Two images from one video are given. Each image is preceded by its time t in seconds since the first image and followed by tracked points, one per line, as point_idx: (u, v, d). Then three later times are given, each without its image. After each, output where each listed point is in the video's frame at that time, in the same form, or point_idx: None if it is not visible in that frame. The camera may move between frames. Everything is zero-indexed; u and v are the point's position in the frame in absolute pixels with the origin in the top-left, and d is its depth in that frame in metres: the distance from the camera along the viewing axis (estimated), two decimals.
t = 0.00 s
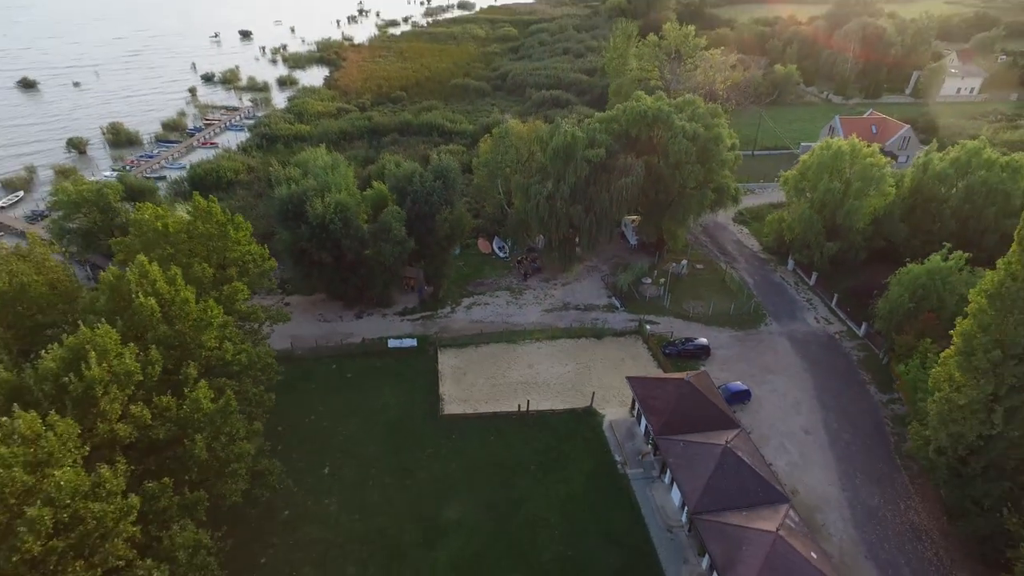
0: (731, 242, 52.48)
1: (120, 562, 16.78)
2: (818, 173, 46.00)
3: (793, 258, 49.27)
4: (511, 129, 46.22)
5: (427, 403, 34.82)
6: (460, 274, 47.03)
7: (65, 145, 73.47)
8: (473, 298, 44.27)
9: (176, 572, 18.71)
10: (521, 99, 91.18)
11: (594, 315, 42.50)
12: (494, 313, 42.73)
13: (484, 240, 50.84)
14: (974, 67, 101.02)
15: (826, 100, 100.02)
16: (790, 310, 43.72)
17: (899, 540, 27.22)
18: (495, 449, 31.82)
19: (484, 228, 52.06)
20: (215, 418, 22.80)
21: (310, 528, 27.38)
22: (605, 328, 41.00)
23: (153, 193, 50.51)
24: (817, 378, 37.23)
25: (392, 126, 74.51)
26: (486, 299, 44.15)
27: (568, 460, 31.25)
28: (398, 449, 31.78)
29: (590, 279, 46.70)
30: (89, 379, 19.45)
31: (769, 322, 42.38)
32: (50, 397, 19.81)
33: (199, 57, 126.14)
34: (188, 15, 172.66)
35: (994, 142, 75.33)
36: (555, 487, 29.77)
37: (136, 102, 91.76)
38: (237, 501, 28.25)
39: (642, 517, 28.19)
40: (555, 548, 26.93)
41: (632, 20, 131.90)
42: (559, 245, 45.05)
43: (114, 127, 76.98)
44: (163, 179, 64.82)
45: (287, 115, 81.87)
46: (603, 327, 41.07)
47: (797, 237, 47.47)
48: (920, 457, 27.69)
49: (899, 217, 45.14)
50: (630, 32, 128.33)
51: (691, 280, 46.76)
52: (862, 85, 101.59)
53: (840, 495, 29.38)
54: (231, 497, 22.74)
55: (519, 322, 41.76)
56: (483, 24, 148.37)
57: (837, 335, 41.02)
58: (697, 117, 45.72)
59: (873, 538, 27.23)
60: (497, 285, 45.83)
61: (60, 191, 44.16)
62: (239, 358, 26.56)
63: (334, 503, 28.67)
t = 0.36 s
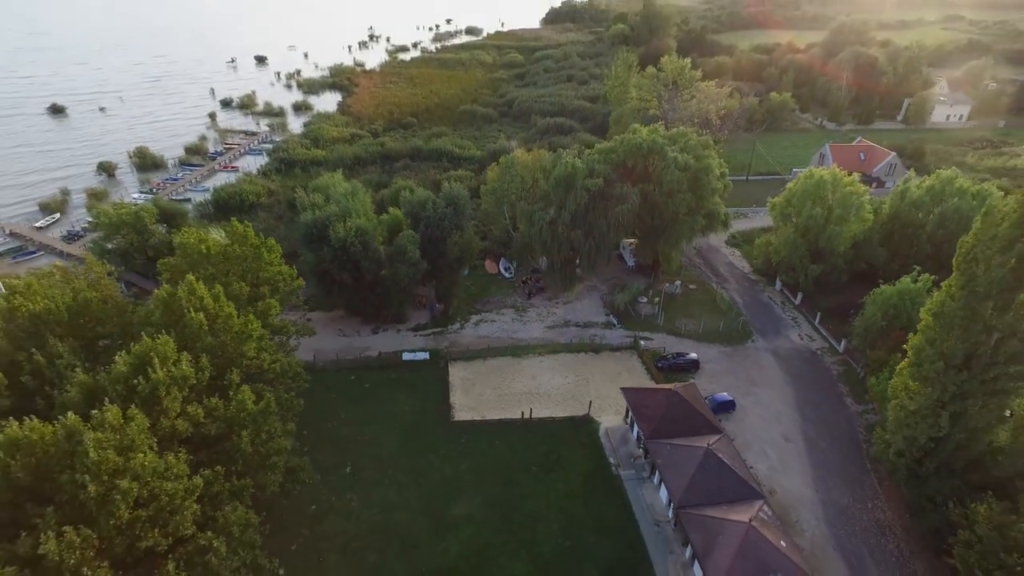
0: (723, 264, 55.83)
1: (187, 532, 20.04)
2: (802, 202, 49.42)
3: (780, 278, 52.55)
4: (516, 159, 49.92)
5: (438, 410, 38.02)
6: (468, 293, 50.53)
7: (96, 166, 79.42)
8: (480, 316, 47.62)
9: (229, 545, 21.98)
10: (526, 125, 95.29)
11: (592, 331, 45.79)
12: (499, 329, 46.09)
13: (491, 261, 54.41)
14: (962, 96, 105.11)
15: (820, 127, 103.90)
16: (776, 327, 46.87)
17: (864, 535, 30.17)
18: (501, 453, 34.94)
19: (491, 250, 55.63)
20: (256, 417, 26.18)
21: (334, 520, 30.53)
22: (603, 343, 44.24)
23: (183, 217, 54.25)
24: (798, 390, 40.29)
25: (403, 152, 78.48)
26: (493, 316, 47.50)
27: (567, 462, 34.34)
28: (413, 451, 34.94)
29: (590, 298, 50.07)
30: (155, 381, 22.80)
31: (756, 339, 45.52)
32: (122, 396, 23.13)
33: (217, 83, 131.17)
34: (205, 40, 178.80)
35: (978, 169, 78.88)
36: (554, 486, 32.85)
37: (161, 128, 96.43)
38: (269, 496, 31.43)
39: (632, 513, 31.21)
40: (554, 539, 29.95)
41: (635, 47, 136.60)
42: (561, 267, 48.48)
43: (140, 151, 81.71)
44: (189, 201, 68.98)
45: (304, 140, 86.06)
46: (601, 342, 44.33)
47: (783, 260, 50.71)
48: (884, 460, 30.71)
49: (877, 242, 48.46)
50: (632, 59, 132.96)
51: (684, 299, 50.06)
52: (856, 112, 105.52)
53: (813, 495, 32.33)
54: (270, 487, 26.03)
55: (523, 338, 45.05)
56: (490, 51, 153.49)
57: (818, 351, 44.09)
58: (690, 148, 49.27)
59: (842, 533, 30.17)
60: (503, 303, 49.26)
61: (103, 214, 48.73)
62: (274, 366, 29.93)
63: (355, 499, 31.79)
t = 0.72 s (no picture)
0: (716, 284, 59.17)
1: (237, 515, 23.56)
2: (788, 225, 52.83)
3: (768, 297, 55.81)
4: (521, 186, 53.58)
5: (448, 418, 41.28)
6: (476, 310, 53.95)
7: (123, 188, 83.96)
8: (487, 331, 51.00)
9: (269, 528, 25.24)
10: (531, 148, 99.27)
11: (592, 346, 49.08)
12: (505, 344, 49.45)
13: (497, 280, 57.89)
14: (953, 121, 108.86)
15: (815, 150, 107.61)
16: (764, 343, 50.06)
17: (836, 532, 33.17)
18: (506, 457, 38.12)
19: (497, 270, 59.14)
20: (289, 419, 29.55)
21: (355, 515, 33.74)
22: (602, 357, 47.52)
23: (210, 238, 57.87)
24: (782, 401, 43.40)
25: (414, 175, 82.41)
26: (499, 332, 50.88)
27: (566, 465, 37.50)
28: (425, 455, 38.18)
29: (590, 315, 53.41)
30: (206, 386, 26.19)
31: (744, 354, 48.71)
32: (176, 398, 26.55)
33: (233, 106, 136.05)
34: (221, 63, 184.79)
35: (965, 193, 82.27)
36: (554, 486, 36.02)
37: (182, 151, 100.81)
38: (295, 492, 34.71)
39: (626, 511, 34.33)
40: (553, 533, 33.08)
41: (637, 72, 141.01)
42: (563, 286, 51.92)
43: (164, 173, 86.10)
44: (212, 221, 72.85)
45: (319, 163, 90.13)
46: (599, 356, 47.61)
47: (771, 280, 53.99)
48: (854, 463, 33.79)
49: (860, 264, 51.81)
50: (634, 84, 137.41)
51: (678, 316, 53.35)
52: (850, 136, 109.23)
53: (792, 496, 35.36)
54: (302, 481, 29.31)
55: (527, 352, 48.37)
56: (497, 74, 158.30)
57: (802, 365, 47.23)
58: (683, 176, 52.84)
59: (816, 530, 33.20)
60: (509, 320, 52.68)
61: (139, 235, 52.96)
62: (302, 374, 33.32)
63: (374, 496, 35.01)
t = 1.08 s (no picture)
0: (710, 303, 62.55)
1: (275, 505, 27.06)
2: (778, 247, 56.12)
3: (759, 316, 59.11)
4: (526, 211, 57.32)
5: (458, 426, 44.54)
6: (484, 327, 57.43)
7: (148, 209, 88.36)
8: (494, 347, 54.44)
9: (302, 517, 28.54)
10: (537, 172, 103.34)
11: (592, 361, 52.41)
12: (511, 358, 52.88)
13: (503, 299, 61.41)
14: (944, 146, 112.58)
15: (811, 173, 111.27)
16: (753, 359, 53.29)
17: (814, 531, 36.21)
18: (512, 462, 41.32)
19: (504, 289, 62.67)
20: (317, 424, 32.99)
21: (374, 512, 36.99)
22: (601, 371, 50.84)
23: (234, 258, 61.65)
24: (769, 413, 46.55)
25: (424, 197, 86.39)
26: (505, 348, 54.31)
27: (566, 470, 40.70)
28: (437, 459, 41.45)
29: (590, 332, 56.82)
30: (245, 394, 29.53)
31: (735, 369, 51.94)
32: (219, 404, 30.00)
33: (249, 128, 140.98)
34: (235, 86, 190.66)
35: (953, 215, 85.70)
36: (556, 489, 39.19)
37: (201, 174, 105.22)
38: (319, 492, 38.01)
39: (620, 511, 37.47)
40: (554, 530, 36.21)
41: (640, 96, 145.50)
42: (565, 304, 55.37)
43: (186, 195, 90.38)
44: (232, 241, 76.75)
45: (333, 185, 94.27)
46: (599, 371, 50.93)
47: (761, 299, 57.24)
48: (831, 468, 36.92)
49: (845, 285, 55.19)
50: (636, 107, 141.84)
51: (674, 333, 56.69)
52: (845, 160, 112.99)
53: (774, 499, 38.44)
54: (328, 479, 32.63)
55: (531, 366, 51.75)
56: (503, 98, 163.11)
57: (789, 380, 50.41)
58: (678, 203, 56.47)
59: (795, 530, 36.20)
60: (514, 336, 56.15)
61: (169, 255, 56.91)
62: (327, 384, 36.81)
63: (390, 496, 38.27)
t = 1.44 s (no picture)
0: (706, 321, 65.94)
1: (308, 500, 30.49)
2: (769, 269, 59.43)
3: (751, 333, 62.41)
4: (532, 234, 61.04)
5: (466, 435, 47.89)
6: (491, 343, 60.93)
7: (170, 229, 92.64)
8: (501, 362, 57.89)
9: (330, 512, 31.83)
10: (541, 194, 107.34)
11: (592, 376, 55.77)
12: (517, 373, 56.30)
13: (509, 317, 64.94)
14: (937, 169, 116.07)
15: (807, 195, 114.94)
16: (745, 374, 56.51)
17: (795, 533, 39.31)
18: (517, 469, 44.60)
19: (509, 307, 66.21)
20: (341, 429, 36.37)
21: (390, 513, 40.30)
22: (601, 385, 54.18)
23: (256, 276, 65.52)
24: (758, 424, 49.74)
25: (434, 219, 90.31)
26: (511, 363, 57.74)
27: (567, 476, 43.92)
28: (448, 465, 44.75)
29: (592, 348, 60.23)
30: (278, 402, 32.84)
31: (727, 384, 55.15)
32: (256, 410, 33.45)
33: (263, 149, 145.81)
34: (250, 107, 196.44)
35: (942, 238, 89.10)
36: (557, 493, 42.41)
37: (220, 195, 109.62)
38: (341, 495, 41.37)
39: (617, 514, 40.64)
40: (556, 531, 39.41)
41: (642, 119, 149.83)
42: (568, 322, 58.83)
43: (206, 216, 94.72)
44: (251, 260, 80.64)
45: (347, 206, 98.38)
46: (599, 385, 54.28)
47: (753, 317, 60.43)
48: (810, 475, 40.11)
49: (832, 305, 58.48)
50: (639, 131, 146.15)
51: (670, 350, 60.03)
52: (840, 182, 116.52)
53: (759, 504, 41.57)
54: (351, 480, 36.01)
55: (535, 380, 55.14)
56: (509, 120, 167.77)
57: (778, 394, 53.57)
58: (675, 227, 60.06)
59: (778, 531, 39.31)
60: (520, 352, 59.61)
61: (197, 274, 60.83)
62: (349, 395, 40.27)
63: (405, 499, 41.56)
